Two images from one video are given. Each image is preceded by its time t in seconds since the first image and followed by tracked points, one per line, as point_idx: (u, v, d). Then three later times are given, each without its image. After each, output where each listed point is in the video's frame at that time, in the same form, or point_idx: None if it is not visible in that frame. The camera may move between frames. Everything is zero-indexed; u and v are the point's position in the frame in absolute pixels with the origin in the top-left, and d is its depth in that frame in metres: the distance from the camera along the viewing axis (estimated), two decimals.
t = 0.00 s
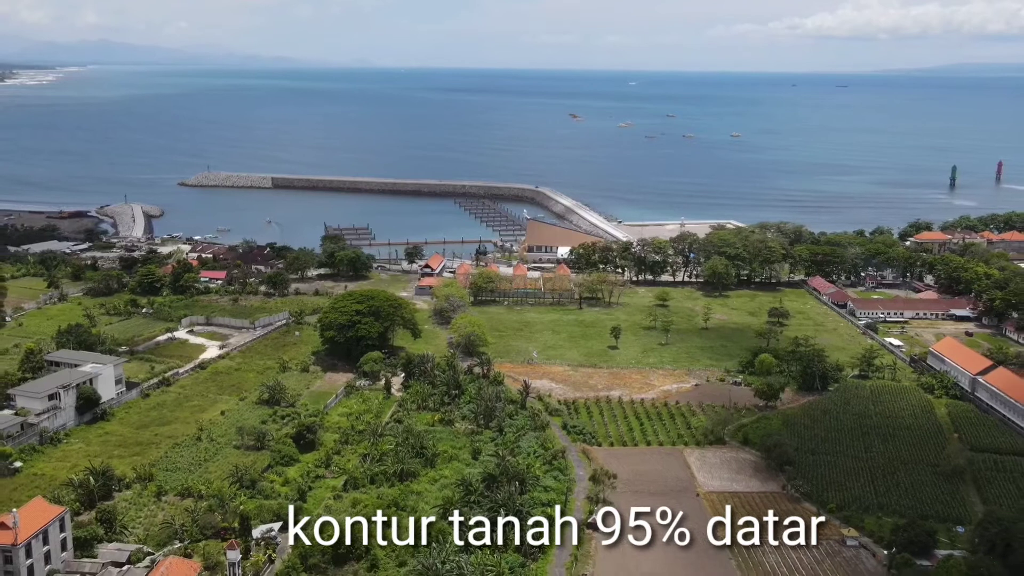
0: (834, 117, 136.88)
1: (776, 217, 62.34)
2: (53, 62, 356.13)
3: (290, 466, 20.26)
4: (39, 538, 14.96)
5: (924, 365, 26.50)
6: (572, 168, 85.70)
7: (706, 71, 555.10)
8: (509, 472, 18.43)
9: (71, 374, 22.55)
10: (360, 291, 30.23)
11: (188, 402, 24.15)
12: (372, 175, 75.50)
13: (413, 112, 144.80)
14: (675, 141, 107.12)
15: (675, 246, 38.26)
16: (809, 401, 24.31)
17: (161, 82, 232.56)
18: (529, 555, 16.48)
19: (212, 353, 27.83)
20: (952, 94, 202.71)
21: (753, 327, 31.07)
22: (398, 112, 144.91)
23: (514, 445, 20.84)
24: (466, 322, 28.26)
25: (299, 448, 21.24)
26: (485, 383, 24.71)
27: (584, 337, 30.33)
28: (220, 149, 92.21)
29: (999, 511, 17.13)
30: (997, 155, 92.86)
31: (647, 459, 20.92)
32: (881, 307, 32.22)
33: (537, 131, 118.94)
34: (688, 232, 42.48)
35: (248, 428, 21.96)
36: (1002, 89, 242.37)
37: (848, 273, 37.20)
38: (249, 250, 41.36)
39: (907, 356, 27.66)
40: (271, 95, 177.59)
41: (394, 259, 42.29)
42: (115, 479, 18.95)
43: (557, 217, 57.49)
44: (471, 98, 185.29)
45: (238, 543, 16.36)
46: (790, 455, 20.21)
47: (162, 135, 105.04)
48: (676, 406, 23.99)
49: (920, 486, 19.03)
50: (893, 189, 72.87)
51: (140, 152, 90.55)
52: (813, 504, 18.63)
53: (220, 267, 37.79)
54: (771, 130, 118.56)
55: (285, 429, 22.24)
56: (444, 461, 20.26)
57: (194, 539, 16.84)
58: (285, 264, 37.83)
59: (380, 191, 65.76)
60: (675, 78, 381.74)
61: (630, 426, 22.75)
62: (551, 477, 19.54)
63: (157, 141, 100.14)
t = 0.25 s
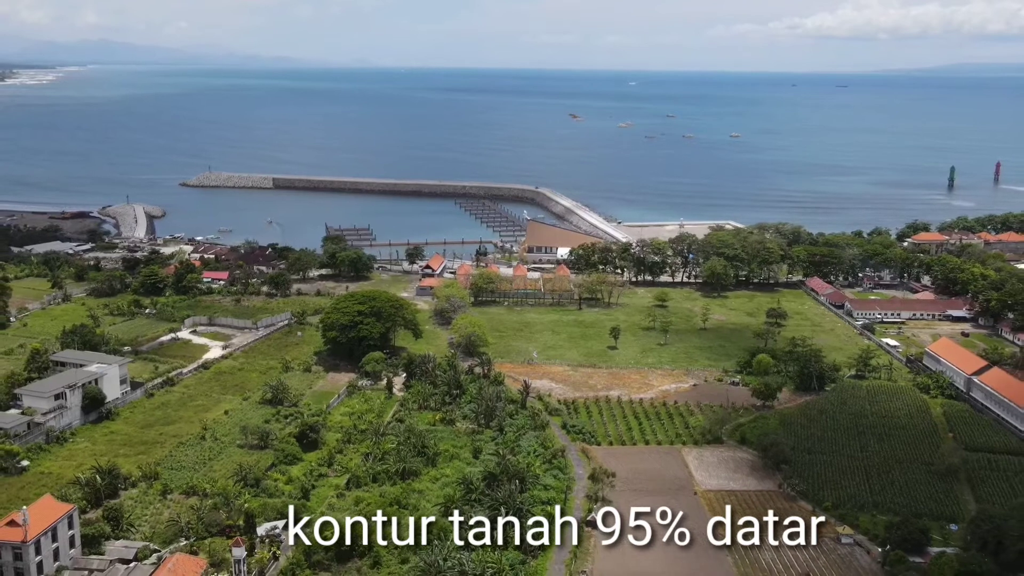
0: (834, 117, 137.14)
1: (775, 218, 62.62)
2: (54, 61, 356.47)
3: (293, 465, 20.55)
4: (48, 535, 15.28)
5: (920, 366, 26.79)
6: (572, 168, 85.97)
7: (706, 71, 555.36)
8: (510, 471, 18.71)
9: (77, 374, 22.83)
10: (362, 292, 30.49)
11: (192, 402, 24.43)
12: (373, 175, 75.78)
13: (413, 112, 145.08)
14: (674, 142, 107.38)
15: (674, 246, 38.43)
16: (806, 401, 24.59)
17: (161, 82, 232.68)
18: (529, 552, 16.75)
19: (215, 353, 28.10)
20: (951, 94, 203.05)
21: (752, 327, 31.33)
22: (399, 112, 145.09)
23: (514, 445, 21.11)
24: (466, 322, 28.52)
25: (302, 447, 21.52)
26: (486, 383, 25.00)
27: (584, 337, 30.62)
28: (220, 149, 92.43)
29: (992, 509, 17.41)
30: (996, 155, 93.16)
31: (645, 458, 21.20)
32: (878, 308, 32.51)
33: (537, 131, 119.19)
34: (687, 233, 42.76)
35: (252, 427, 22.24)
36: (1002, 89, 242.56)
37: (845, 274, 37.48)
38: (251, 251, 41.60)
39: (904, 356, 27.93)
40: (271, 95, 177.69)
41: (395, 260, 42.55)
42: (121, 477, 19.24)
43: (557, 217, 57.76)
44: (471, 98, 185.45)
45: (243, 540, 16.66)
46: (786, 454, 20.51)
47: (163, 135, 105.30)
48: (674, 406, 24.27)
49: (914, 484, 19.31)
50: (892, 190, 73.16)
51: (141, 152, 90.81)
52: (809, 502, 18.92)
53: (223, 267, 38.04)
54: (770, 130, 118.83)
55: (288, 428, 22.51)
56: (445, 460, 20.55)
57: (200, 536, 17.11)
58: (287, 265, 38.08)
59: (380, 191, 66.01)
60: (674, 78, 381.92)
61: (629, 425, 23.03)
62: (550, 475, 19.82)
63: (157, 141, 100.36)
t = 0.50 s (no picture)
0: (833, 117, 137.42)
1: (774, 219, 62.90)
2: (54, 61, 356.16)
3: (297, 464, 20.84)
4: (57, 532, 15.61)
5: (916, 366, 27.07)
6: (572, 169, 86.23)
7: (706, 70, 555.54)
8: (511, 470, 19.00)
9: (83, 374, 23.13)
10: (363, 293, 30.77)
11: (196, 402, 24.72)
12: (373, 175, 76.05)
13: (413, 112, 145.36)
14: (674, 142, 107.64)
15: (673, 248, 38.76)
16: (803, 401, 24.88)
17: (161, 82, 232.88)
18: (529, 550, 17.03)
19: (218, 354, 28.39)
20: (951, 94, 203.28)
21: (750, 328, 31.62)
22: (399, 112, 145.33)
23: (514, 444, 21.39)
24: (467, 323, 28.80)
25: (305, 446, 21.81)
26: (486, 383, 25.27)
27: (583, 338, 30.90)
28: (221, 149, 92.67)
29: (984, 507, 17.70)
30: (995, 156, 93.44)
31: (644, 457, 21.48)
32: (875, 308, 32.79)
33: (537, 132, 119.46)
34: (686, 234, 43.06)
35: (256, 427, 22.52)
36: (1001, 89, 242.76)
37: (843, 275, 37.77)
38: (253, 252, 41.86)
39: (900, 357, 28.21)
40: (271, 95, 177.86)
41: (397, 260, 42.83)
42: (127, 476, 19.53)
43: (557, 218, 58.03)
44: (471, 98, 185.71)
45: (248, 538, 16.95)
46: (783, 453, 20.79)
47: (164, 136, 105.59)
48: (673, 406, 24.56)
49: (909, 483, 19.59)
50: (891, 190, 73.43)
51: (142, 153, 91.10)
52: (805, 500, 19.20)
53: (225, 268, 38.32)
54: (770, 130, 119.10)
55: (291, 428, 22.80)
56: (447, 459, 20.83)
57: (206, 534, 17.40)
58: (289, 266, 38.36)
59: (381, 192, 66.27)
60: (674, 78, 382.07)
61: (628, 425, 23.32)
62: (550, 474, 20.09)
63: (158, 141, 100.58)
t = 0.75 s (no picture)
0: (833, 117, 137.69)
1: (773, 219, 63.16)
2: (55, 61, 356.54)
3: (299, 463, 21.09)
4: (64, 531, 15.87)
5: (912, 366, 27.33)
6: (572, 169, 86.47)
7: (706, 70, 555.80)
8: (511, 469, 19.26)
9: (88, 375, 23.37)
10: (364, 293, 31.01)
11: (199, 402, 24.96)
12: (374, 176, 76.25)
13: (414, 112, 145.57)
14: (674, 142, 107.88)
15: (672, 249, 39.03)
16: (800, 401, 25.14)
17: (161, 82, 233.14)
18: (529, 548, 17.28)
19: (221, 354, 28.64)
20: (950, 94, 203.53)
21: (749, 329, 31.86)
22: (399, 112, 145.56)
23: (515, 444, 21.65)
24: (468, 323, 29.05)
25: (308, 446, 22.06)
26: (487, 383, 25.53)
27: (583, 338, 31.16)
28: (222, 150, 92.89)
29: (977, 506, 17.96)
30: (993, 156, 93.69)
31: (643, 457, 21.73)
32: (873, 309, 33.05)
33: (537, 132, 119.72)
34: (685, 235, 43.31)
35: (259, 427, 22.76)
36: (1001, 89, 243.07)
37: (841, 275, 38.02)
38: (254, 253, 42.11)
39: (897, 357, 28.47)
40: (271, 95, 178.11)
41: (398, 261, 43.10)
42: (132, 475, 19.78)
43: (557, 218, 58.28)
44: (471, 98, 185.99)
45: (252, 536, 17.22)
46: (780, 452, 21.05)
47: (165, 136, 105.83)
48: (672, 406, 24.81)
49: (904, 483, 19.84)
50: (890, 191, 73.67)
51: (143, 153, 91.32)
52: (802, 500, 19.45)
53: (227, 269, 38.57)
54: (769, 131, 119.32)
55: (294, 428, 23.04)
56: (448, 458, 21.09)
57: (210, 533, 17.66)
58: (290, 266, 38.60)
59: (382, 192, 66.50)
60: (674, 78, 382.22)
61: (627, 425, 23.57)
62: (550, 474, 20.34)
63: (159, 141, 100.78)
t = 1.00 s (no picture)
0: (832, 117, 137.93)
1: (772, 220, 63.42)
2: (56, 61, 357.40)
3: (302, 462, 21.34)
4: (71, 529, 16.15)
5: (909, 367, 27.59)
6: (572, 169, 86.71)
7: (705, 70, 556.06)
8: (511, 469, 19.52)
9: (93, 375, 23.63)
10: (366, 294, 31.25)
11: (203, 402, 25.21)
12: (374, 176, 76.43)
13: (414, 112, 145.78)
14: (674, 143, 108.10)
15: (671, 250, 39.26)
16: (798, 401, 25.39)
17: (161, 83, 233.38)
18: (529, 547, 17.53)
19: (224, 354, 28.88)
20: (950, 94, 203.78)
21: (747, 329, 32.10)
22: (399, 112, 145.77)
23: (515, 444, 21.89)
24: (469, 324, 29.29)
25: (310, 445, 22.32)
26: (487, 384, 25.78)
27: (583, 339, 31.40)
28: (223, 150, 93.10)
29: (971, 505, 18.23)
30: (992, 156, 93.93)
31: (642, 456, 21.98)
32: (870, 310, 33.29)
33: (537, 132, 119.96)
34: (684, 236, 43.56)
35: (262, 426, 23.00)
36: (1000, 89, 243.37)
37: (839, 276, 38.25)
38: (256, 253, 42.34)
39: (894, 358, 28.72)
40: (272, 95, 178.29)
41: (398, 262, 43.33)
42: (137, 474, 20.03)
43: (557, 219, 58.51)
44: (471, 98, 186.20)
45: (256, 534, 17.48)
46: (777, 452, 21.30)
47: (166, 136, 106.05)
48: (670, 406, 25.06)
49: (900, 482, 20.09)
50: (889, 192, 73.90)
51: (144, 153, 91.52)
52: (798, 498, 19.71)
53: (229, 270, 38.79)
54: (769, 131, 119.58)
55: (296, 427, 23.28)
56: (449, 458, 21.34)
57: (215, 531, 17.91)
58: (292, 267, 38.83)
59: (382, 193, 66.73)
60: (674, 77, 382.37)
61: (626, 424, 23.82)
62: (550, 473, 20.60)
63: (160, 141, 100.98)
